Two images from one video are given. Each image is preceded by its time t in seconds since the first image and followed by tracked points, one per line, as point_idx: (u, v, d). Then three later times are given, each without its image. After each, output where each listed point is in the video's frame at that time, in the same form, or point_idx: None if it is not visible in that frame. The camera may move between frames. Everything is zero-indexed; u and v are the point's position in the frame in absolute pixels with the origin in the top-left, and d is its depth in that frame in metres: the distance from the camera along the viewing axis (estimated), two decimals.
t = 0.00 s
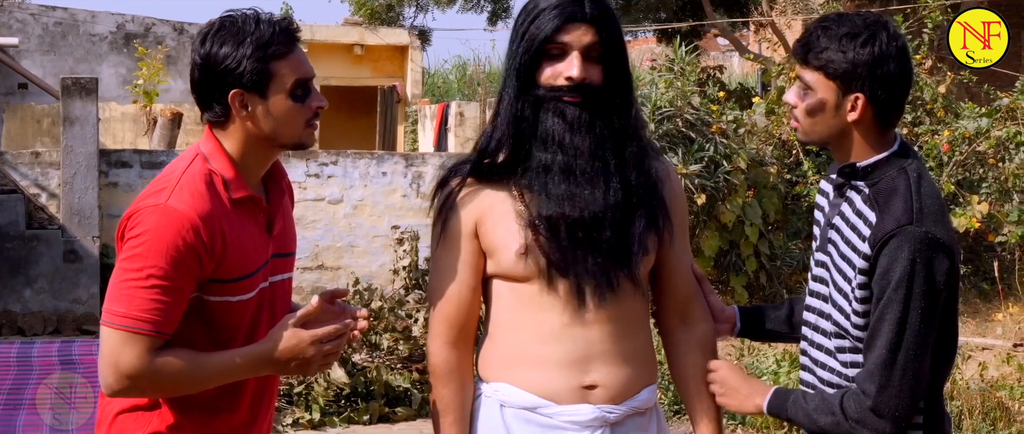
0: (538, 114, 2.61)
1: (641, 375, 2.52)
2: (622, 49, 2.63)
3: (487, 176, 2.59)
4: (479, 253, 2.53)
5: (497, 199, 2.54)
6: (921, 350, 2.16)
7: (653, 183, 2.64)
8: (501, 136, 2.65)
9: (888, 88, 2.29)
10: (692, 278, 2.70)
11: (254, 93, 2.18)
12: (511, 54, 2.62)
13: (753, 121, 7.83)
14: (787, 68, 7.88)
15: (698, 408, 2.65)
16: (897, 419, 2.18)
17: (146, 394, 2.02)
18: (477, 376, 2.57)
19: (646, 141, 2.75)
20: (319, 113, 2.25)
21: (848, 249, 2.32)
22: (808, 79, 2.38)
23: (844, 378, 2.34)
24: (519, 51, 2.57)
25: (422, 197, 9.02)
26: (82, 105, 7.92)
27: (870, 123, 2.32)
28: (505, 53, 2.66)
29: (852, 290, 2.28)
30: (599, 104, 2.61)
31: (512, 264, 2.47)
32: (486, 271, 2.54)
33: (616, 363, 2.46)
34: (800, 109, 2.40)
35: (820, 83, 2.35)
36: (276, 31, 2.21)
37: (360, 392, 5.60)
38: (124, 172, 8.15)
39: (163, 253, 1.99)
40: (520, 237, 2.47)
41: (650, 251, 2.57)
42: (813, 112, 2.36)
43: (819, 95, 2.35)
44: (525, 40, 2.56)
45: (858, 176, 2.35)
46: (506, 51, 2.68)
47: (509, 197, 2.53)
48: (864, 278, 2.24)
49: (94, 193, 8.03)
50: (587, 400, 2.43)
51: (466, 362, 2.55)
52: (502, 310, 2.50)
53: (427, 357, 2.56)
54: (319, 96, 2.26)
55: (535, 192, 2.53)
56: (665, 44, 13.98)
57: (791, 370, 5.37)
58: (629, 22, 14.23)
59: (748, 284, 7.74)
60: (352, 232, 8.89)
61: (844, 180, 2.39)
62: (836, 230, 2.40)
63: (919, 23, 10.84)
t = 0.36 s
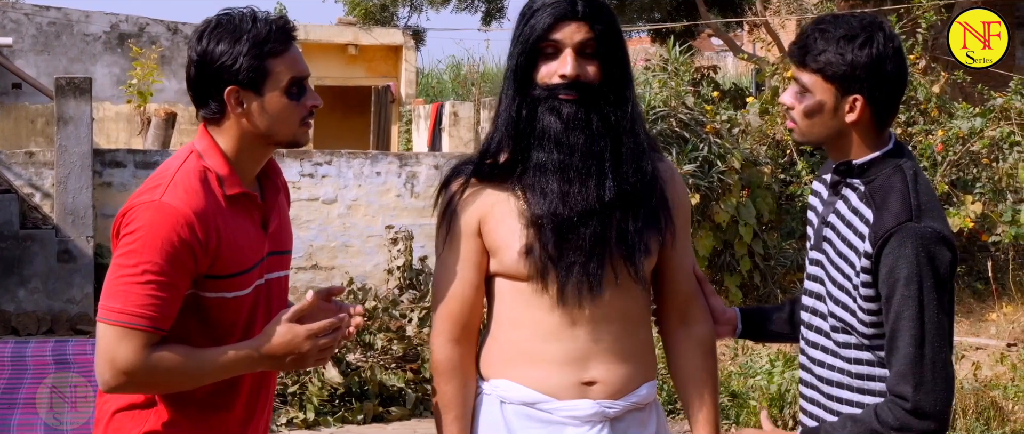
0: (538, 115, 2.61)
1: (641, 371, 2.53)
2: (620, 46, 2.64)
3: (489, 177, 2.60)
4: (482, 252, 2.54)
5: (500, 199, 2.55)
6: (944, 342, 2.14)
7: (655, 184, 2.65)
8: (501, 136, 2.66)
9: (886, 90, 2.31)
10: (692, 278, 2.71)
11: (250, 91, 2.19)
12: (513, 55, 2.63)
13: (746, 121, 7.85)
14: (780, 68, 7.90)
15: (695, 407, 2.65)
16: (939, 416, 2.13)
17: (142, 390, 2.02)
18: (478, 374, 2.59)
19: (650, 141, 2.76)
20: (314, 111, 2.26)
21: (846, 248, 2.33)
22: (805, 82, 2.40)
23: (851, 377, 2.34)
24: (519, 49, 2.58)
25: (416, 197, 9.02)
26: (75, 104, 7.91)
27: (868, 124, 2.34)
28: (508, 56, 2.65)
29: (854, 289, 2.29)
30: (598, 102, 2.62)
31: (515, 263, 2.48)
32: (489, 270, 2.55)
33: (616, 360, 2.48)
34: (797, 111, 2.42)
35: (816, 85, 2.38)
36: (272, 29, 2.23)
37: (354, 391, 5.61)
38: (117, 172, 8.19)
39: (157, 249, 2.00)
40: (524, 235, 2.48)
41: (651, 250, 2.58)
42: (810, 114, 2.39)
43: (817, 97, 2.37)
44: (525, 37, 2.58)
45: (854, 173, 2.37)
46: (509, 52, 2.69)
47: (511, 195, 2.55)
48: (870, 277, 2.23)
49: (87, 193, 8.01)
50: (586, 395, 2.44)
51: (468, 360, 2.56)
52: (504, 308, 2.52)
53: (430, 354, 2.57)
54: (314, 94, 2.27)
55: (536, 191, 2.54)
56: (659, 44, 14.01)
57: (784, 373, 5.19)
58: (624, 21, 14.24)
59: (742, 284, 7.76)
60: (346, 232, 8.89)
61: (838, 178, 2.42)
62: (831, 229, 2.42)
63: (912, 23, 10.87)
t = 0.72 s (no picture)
0: (539, 118, 2.62)
1: (643, 371, 2.53)
2: (622, 50, 2.65)
3: (493, 179, 2.62)
4: (487, 254, 2.55)
5: (504, 202, 2.56)
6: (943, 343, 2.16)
7: (657, 187, 2.66)
8: (504, 140, 2.68)
9: (878, 94, 2.34)
10: (693, 281, 2.72)
11: (248, 93, 2.19)
12: (517, 59, 2.63)
13: (740, 121, 7.88)
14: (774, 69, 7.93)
15: (694, 408, 2.67)
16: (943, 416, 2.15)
17: (138, 389, 2.03)
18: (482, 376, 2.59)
19: (653, 144, 2.77)
20: (313, 114, 2.27)
21: (843, 250, 2.35)
22: (798, 86, 2.41)
23: (846, 378, 2.35)
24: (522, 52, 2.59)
25: (410, 198, 9.03)
26: (69, 105, 7.90)
27: (862, 128, 2.36)
28: (511, 58, 2.66)
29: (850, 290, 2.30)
30: (599, 105, 2.63)
31: (518, 266, 2.49)
32: (493, 272, 2.57)
33: (617, 361, 2.48)
34: (791, 115, 2.44)
35: (810, 90, 2.39)
36: (271, 32, 2.23)
37: (348, 392, 5.62)
38: (112, 172, 8.15)
39: (153, 249, 2.01)
40: (528, 239, 2.50)
41: (652, 253, 2.60)
42: (805, 117, 2.40)
43: (811, 102, 2.39)
44: (527, 41, 2.59)
45: (849, 176, 2.39)
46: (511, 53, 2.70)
47: (513, 198, 2.56)
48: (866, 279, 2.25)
49: (81, 194, 8.00)
50: (587, 396, 2.45)
51: (471, 360, 2.57)
52: (507, 309, 2.53)
53: (434, 354, 2.57)
54: (312, 97, 2.28)
55: (538, 194, 2.55)
56: (653, 45, 14.05)
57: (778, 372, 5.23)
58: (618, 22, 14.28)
59: (735, 284, 7.80)
60: (341, 232, 8.90)
61: (834, 180, 2.44)
62: (827, 232, 2.43)
63: (906, 23, 10.90)
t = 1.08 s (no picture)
0: (537, 121, 2.62)
1: (641, 370, 2.56)
2: (620, 53, 2.65)
3: (493, 181, 2.62)
4: (486, 255, 2.57)
5: (503, 204, 2.57)
6: (926, 343, 2.19)
7: (655, 188, 2.68)
8: (503, 143, 2.67)
9: (864, 95, 2.36)
10: (690, 282, 2.74)
11: (248, 94, 2.21)
12: (515, 63, 2.64)
13: (731, 122, 7.90)
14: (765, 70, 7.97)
15: (689, 407, 2.69)
16: (926, 412, 2.19)
17: (139, 387, 2.05)
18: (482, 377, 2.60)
19: (651, 146, 2.79)
20: (312, 113, 2.28)
21: (832, 250, 2.37)
22: (785, 89, 2.43)
23: (834, 377, 2.38)
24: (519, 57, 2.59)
25: (402, 198, 9.04)
26: (61, 106, 7.90)
27: (849, 129, 2.39)
28: (510, 61, 2.66)
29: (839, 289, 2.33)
30: (597, 108, 2.63)
31: (518, 267, 2.51)
32: (493, 273, 2.58)
33: (616, 361, 2.51)
34: (779, 118, 2.46)
35: (797, 93, 2.41)
36: (269, 33, 2.25)
37: (341, 392, 5.63)
38: (104, 173, 8.17)
39: (154, 248, 2.03)
40: (527, 241, 2.52)
41: (649, 255, 2.62)
42: (793, 120, 2.42)
43: (798, 104, 2.41)
44: (526, 45, 2.59)
45: (838, 176, 2.42)
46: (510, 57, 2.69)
47: (513, 200, 2.57)
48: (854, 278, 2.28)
49: (73, 194, 7.99)
50: (586, 396, 2.47)
51: (472, 361, 2.58)
52: (506, 310, 2.55)
53: (434, 354, 2.59)
54: (311, 97, 2.29)
55: (538, 196, 2.56)
56: (644, 46, 14.11)
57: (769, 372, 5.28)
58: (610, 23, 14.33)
59: (727, 285, 7.84)
60: (332, 232, 8.90)
61: (823, 181, 2.46)
62: (816, 232, 2.45)
63: (896, 24, 10.95)
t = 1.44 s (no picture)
0: (546, 129, 2.63)
1: (648, 370, 2.57)
2: (626, 60, 2.65)
3: (504, 187, 2.63)
4: (495, 256, 2.59)
5: (513, 208, 2.59)
6: (916, 341, 2.22)
7: (662, 193, 2.68)
8: (513, 151, 2.67)
9: (849, 97, 2.39)
10: (698, 284, 2.75)
11: (253, 94, 2.23)
12: (525, 70, 2.64)
13: (725, 123, 7.93)
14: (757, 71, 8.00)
15: (693, 407, 2.70)
16: (917, 409, 2.22)
17: (143, 382, 2.06)
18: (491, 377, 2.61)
19: (659, 151, 2.79)
20: (316, 113, 2.30)
21: (821, 250, 2.39)
22: (770, 93, 2.46)
23: (823, 376, 2.40)
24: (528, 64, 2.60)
25: (395, 199, 9.06)
26: (55, 107, 7.90)
27: (834, 131, 2.41)
28: (519, 69, 2.67)
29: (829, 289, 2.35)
30: (606, 114, 2.63)
31: (526, 268, 2.53)
32: (501, 274, 2.60)
33: (622, 362, 2.52)
34: (764, 121, 2.48)
35: (781, 96, 2.43)
36: (275, 34, 2.26)
37: (334, 392, 5.64)
38: (97, 174, 8.17)
39: (160, 245, 2.05)
40: (536, 245, 2.53)
41: (657, 259, 2.63)
42: (778, 123, 2.45)
43: (783, 107, 2.44)
44: (535, 52, 2.60)
45: (824, 178, 2.44)
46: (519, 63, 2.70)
47: (523, 204, 2.59)
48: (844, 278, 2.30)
49: (67, 195, 7.99)
50: (593, 395, 2.48)
51: (481, 361, 2.60)
52: (514, 312, 2.56)
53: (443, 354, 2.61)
54: (315, 97, 2.31)
55: (547, 201, 2.57)
56: (638, 47, 14.15)
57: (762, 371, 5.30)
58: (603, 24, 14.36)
59: (720, 286, 7.88)
60: (326, 233, 8.91)
61: (810, 183, 2.48)
62: (805, 233, 2.48)
63: (889, 25, 10.99)
